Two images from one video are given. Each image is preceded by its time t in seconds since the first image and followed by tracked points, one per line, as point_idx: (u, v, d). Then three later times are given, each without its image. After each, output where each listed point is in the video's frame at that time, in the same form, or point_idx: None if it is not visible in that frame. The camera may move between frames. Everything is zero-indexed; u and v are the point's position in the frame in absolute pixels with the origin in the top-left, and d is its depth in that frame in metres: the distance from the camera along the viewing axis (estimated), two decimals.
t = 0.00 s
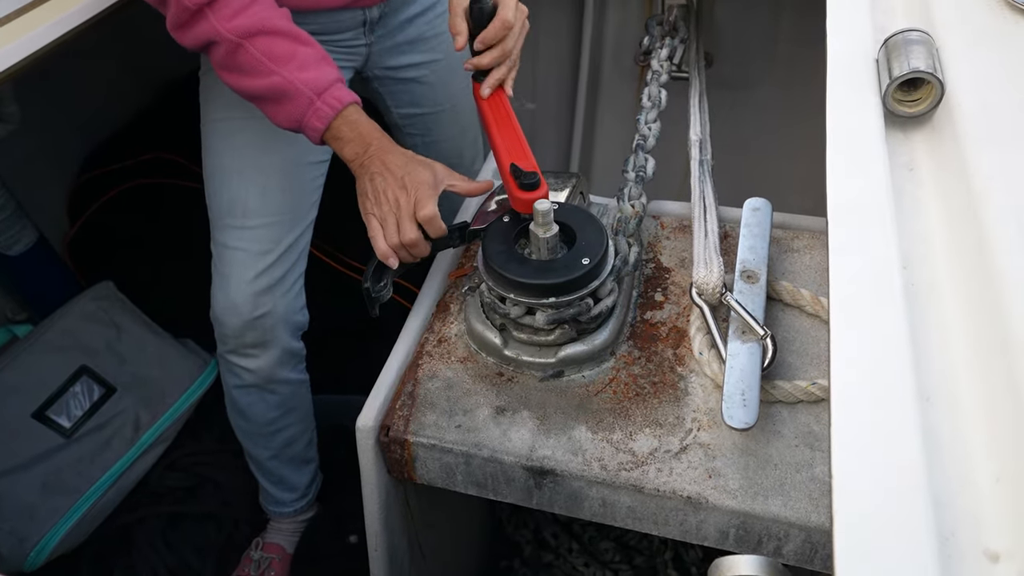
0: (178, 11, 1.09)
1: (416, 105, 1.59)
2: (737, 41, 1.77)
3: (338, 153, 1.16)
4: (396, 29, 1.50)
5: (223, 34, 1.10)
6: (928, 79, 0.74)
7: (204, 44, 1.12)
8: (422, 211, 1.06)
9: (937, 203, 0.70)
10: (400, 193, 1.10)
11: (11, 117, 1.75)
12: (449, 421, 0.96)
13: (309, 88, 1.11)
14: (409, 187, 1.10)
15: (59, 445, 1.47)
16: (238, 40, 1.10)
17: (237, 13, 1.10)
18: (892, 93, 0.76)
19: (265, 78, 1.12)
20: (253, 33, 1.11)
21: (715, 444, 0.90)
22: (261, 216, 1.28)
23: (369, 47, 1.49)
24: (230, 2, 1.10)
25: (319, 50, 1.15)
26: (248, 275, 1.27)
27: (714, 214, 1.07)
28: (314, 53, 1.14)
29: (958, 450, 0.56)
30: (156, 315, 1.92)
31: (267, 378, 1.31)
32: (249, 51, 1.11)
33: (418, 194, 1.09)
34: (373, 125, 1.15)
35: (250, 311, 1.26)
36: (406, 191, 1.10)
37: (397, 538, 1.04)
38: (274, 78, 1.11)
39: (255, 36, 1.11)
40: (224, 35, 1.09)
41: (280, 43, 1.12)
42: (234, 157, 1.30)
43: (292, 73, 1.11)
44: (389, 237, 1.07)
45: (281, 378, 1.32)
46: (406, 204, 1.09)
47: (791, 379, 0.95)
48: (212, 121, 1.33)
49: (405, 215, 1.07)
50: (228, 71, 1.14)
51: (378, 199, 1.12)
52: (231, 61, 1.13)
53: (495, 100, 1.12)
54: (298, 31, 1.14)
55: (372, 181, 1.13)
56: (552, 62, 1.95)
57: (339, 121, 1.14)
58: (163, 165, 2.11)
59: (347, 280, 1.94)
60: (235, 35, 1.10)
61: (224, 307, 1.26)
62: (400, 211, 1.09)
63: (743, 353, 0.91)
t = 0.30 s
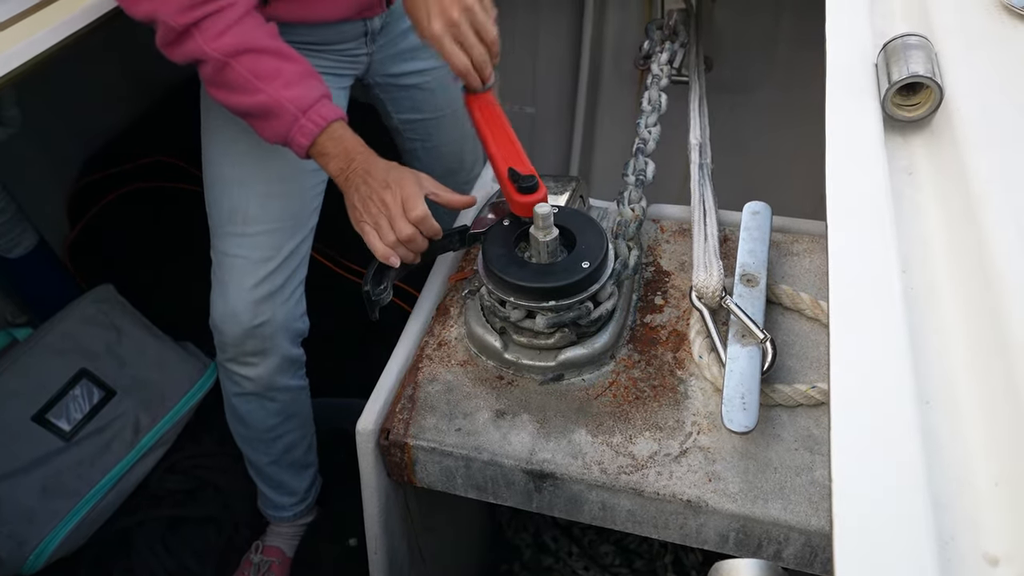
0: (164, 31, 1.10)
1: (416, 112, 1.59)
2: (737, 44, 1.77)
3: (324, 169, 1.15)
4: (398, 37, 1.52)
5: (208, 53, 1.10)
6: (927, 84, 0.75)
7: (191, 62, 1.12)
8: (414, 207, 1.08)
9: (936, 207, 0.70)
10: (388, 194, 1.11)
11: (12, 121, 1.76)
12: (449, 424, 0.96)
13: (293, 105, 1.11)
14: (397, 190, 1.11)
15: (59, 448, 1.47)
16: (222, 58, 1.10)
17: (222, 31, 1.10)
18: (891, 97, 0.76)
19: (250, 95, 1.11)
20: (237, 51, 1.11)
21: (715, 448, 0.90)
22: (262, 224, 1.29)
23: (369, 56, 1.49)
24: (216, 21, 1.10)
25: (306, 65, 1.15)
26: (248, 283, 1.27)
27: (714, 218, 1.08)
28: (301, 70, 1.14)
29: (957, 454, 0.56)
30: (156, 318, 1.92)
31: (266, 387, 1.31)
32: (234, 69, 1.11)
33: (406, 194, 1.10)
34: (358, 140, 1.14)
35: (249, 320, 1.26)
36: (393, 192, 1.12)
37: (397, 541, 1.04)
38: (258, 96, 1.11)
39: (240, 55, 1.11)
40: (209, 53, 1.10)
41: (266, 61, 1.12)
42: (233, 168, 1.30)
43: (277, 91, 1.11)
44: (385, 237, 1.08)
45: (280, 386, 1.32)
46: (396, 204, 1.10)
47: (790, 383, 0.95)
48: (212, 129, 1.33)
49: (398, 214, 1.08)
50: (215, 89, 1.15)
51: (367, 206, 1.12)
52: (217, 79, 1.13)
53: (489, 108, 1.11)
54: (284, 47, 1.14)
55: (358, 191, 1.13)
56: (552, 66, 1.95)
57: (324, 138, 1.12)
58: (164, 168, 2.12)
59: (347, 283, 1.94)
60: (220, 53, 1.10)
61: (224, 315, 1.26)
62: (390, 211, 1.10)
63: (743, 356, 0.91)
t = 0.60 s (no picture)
0: (152, 72, 1.14)
1: (410, 122, 1.59)
2: (736, 46, 1.78)
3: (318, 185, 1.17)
4: (392, 50, 1.53)
5: (194, 86, 1.14)
6: (927, 86, 0.75)
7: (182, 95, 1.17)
8: (402, 204, 1.08)
9: (936, 209, 0.70)
10: (373, 195, 1.11)
11: (13, 124, 1.76)
12: (449, 427, 0.96)
13: (279, 126, 1.14)
14: (385, 190, 1.11)
15: (59, 451, 1.47)
16: (208, 90, 1.14)
17: (206, 63, 1.14)
18: (890, 100, 0.76)
19: (239, 121, 1.16)
20: (223, 81, 1.14)
21: (715, 450, 0.90)
22: (251, 237, 1.30)
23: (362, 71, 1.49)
24: (199, 54, 1.14)
25: (290, 83, 1.17)
26: (239, 297, 1.28)
27: (714, 221, 1.08)
28: (285, 90, 1.17)
29: (955, 455, 0.56)
30: (156, 321, 1.92)
31: (258, 402, 1.31)
32: (220, 98, 1.15)
33: (392, 192, 1.10)
34: (347, 153, 1.15)
35: (240, 335, 1.27)
36: (378, 193, 1.11)
37: (397, 544, 1.04)
38: (246, 121, 1.15)
39: (225, 83, 1.14)
40: (195, 87, 1.14)
41: (250, 86, 1.15)
42: (221, 183, 1.31)
43: (263, 115, 1.14)
44: (381, 241, 1.08)
45: (273, 400, 1.32)
46: (383, 204, 1.09)
47: (791, 385, 0.95)
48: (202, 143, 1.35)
49: (387, 215, 1.08)
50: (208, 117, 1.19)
51: (360, 213, 1.12)
52: (208, 108, 1.17)
53: (487, 113, 1.13)
54: (268, 69, 1.17)
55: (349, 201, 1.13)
56: (552, 69, 1.95)
57: (314, 154, 1.15)
58: (163, 170, 2.11)
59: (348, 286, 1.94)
60: (205, 85, 1.14)
61: (215, 332, 1.27)
62: (379, 213, 1.09)
63: (742, 359, 0.91)
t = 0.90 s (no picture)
0: (134, 95, 1.13)
1: (399, 133, 1.58)
2: (738, 45, 1.78)
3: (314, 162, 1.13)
4: (380, 63, 1.50)
5: (176, 95, 1.12)
6: (931, 85, 0.74)
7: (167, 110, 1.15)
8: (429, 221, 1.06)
9: (941, 208, 0.70)
10: (393, 196, 1.07)
11: (14, 122, 1.76)
12: (451, 425, 0.96)
13: (266, 110, 1.12)
14: (395, 185, 1.07)
15: (60, 450, 1.47)
16: (191, 93, 1.13)
17: (184, 70, 1.12)
18: (894, 99, 0.76)
19: (226, 118, 1.14)
20: (203, 83, 1.13)
21: (718, 450, 0.90)
22: (230, 250, 1.28)
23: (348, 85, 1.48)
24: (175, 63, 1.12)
25: (268, 72, 1.16)
26: (217, 311, 1.26)
27: (717, 220, 1.07)
28: (265, 78, 1.15)
29: (961, 455, 0.56)
30: (157, 319, 1.92)
31: (243, 414, 1.30)
32: (205, 100, 1.13)
33: (416, 202, 1.07)
34: (341, 124, 1.12)
35: (216, 352, 1.25)
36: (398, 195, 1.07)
37: (399, 543, 1.04)
38: (233, 115, 1.13)
39: (205, 84, 1.13)
40: (177, 95, 1.12)
41: (229, 80, 1.13)
42: (199, 196, 1.30)
43: (248, 105, 1.12)
44: (390, 244, 1.05)
45: (258, 412, 1.31)
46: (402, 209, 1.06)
47: (794, 385, 0.95)
48: (183, 149, 1.33)
49: (407, 224, 1.04)
50: (196, 127, 1.18)
51: (367, 207, 1.08)
52: (195, 116, 1.15)
53: (490, 111, 1.13)
54: (244, 64, 1.15)
55: (354, 187, 1.09)
56: (554, 68, 1.95)
57: (308, 130, 1.12)
58: (160, 168, 2.08)
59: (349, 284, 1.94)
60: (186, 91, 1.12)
61: (194, 348, 1.26)
62: (396, 216, 1.06)
63: (746, 358, 0.91)
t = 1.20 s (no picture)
0: (137, 87, 1.12)
1: (400, 126, 1.57)
2: (741, 41, 1.77)
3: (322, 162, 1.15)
4: (381, 57, 1.49)
5: (181, 89, 1.12)
6: (936, 80, 0.74)
7: (171, 103, 1.14)
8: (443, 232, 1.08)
9: (945, 205, 0.70)
10: (411, 212, 1.10)
11: (13, 115, 1.76)
12: (452, 420, 0.96)
13: (273, 108, 1.12)
14: (410, 197, 1.11)
15: (60, 443, 1.47)
16: (195, 88, 1.12)
17: (189, 63, 1.11)
18: (899, 94, 0.76)
19: (230, 114, 1.13)
20: (209, 77, 1.12)
21: (719, 445, 0.90)
22: (226, 240, 1.28)
23: (349, 78, 1.47)
24: (181, 56, 1.11)
25: (275, 71, 1.16)
26: (212, 301, 1.26)
27: (719, 216, 1.07)
28: (271, 76, 1.15)
29: (964, 451, 0.56)
30: (157, 313, 1.92)
31: (239, 404, 1.30)
32: (209, 94, 1.12)
33: (433, 216, 1.10)
34: (348, 125, 1.14)
35: (211, 342, 1.24)
36: (416, 210, 1.10)
37: (399, 537, 1.04)
38: (238, 111, 1.12)
39: (211, 79, 1.12)
40: (182, 89, 1.11)
41: (235, 77, 1.13)
42: (196, 187, 1.30)
43: (253, 101, 1.11)
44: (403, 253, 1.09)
45: (254, 402, 1.31)
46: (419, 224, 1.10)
47: (795, 381, 0.95)
48: (183, 142, 1.34)
49: (423, 240, 1.08)
50: (199, 123, 1.17)
51: (383, 217, 1.12)
52: (199, 111, 1.14)
53: (491, 105, 1.13)
54: (251, 60, 1.15)
55: (369, 195, 1.13)
56: (555, 62, 1.95)
57: (314, 130, 1.13)
58: (161, 163, 2.09)
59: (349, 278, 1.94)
60: (191, 85, 1.11)
61: (188, 337, 1.25)
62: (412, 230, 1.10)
63: (747, 354, 0.91)
